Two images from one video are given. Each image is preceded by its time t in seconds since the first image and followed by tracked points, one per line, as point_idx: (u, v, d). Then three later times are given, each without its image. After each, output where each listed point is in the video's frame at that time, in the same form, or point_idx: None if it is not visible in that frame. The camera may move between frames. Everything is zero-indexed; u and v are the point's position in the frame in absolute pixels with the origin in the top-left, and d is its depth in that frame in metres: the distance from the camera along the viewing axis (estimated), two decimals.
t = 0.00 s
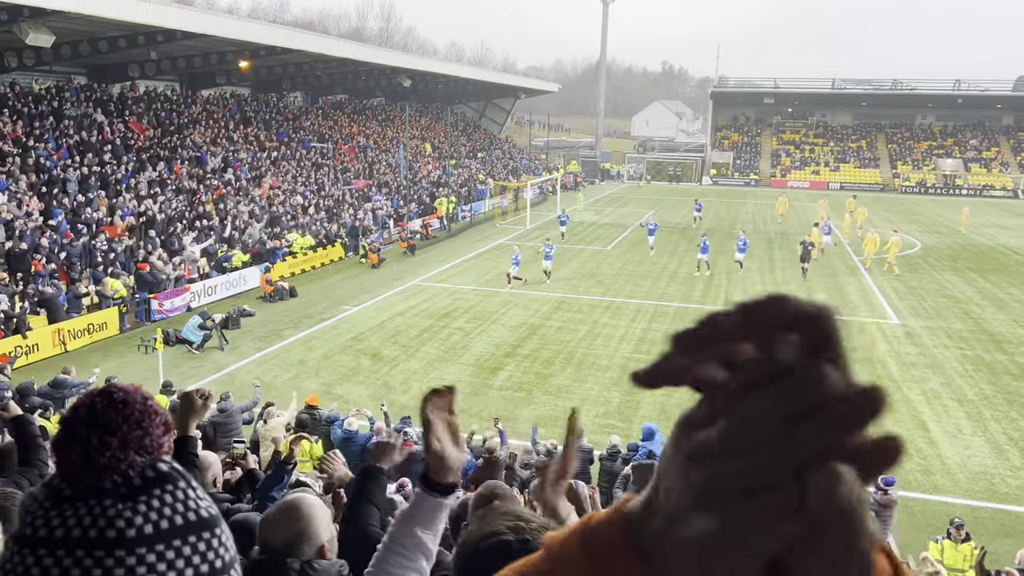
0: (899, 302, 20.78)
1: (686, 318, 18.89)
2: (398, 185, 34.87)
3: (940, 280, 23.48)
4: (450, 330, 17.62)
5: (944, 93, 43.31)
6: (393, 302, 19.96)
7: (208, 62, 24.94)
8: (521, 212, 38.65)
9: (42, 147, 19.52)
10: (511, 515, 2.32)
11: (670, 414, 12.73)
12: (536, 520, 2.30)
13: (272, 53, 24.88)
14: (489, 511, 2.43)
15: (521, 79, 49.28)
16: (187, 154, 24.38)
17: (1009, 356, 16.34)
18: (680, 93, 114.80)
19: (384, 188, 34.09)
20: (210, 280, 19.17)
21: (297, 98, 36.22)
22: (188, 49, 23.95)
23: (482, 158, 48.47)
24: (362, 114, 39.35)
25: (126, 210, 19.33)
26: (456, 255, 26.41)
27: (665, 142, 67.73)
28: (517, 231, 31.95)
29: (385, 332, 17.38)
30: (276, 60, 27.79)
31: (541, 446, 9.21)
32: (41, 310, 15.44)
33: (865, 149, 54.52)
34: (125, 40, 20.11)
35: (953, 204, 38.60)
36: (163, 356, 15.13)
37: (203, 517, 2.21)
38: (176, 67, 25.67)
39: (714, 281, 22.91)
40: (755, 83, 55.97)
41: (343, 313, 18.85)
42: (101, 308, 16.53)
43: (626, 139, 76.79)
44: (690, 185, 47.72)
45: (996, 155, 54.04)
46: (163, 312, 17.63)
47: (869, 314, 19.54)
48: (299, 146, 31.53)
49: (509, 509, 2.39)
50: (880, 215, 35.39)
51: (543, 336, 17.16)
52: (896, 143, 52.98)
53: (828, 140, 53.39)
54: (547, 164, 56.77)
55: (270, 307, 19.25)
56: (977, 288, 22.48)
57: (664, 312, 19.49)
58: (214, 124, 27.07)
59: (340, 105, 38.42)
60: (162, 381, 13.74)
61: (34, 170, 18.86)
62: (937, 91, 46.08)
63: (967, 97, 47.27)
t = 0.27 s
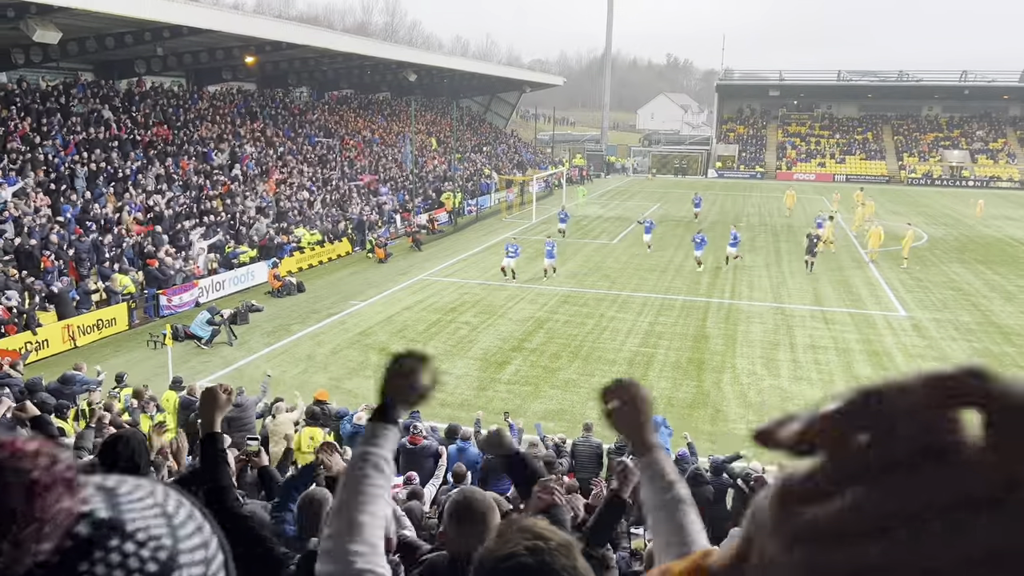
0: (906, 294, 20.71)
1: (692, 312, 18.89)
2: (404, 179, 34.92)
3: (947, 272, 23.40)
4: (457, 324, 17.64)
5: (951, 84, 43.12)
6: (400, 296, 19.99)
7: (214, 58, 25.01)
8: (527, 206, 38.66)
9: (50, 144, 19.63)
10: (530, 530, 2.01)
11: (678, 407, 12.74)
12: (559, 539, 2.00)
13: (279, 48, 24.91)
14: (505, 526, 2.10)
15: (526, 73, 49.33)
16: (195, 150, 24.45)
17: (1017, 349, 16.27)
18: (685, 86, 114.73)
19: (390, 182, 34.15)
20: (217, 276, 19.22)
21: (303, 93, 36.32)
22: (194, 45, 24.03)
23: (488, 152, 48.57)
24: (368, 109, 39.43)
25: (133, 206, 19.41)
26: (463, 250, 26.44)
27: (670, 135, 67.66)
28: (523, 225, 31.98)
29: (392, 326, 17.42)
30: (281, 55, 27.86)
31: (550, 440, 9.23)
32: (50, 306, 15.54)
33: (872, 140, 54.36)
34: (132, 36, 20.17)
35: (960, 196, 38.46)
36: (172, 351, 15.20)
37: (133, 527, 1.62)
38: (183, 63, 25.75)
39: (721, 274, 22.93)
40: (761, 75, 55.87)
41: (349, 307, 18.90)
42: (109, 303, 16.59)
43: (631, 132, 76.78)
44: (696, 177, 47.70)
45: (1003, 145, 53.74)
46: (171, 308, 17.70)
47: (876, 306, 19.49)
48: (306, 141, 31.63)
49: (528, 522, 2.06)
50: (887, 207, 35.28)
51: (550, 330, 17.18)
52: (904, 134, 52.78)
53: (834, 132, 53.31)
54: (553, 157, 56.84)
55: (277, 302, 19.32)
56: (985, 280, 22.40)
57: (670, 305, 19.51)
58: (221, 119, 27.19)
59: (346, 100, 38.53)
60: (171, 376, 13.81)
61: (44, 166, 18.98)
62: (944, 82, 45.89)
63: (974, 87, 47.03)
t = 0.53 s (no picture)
0: (911, 284, 20.64)
1: (696, 302, 18.85)
2: (407, 169, 34.84)
3: (952, 262, 23.32)
4: (461, 315, 17.63)
5: (956, 72, 42.89)
6: (404, 287, 19.98)
7: (217, 48, 24.96)
8: (530, 196, 38.58)
9: (53, 135, 19.60)
10: (543, 508, 1.99)
11: (683, 398, 12.72)
12: (575, 518, 1.97)
13: (281, 38, 24.83)
14: (517, 503, 2.08)
15: (529, 62, 49.18)
16: (198, 140, 24.41)
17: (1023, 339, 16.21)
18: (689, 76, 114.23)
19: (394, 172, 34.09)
20: (221, 266, 19.21)
21: (306, 83, 36.27)
22: (197, 34, 23.97)
23: (491, 142, 48.48)
24: (371, 99, 39.35)
25: (136, 197, 19.35)
26: (466, 240, 26.39)
27: (674, 124, 67.45)
28: (526, 215, 31.93)
29: (396, 317, 17.41)
30: (284, 45, 27.79)
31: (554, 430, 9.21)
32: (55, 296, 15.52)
33: (876, 130, 54.13)
34: (134, 26, 20.10)
35: (965, 185, 38.29)
36: (176, 342, 15.20)
37: None
38: (186, 52, 25.67)
39: (725, 265, 22.87)
40: (765, 64, 55.58)
41: (353, 298, 18.88)
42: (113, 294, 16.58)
43: (635, 122, 76.59)
44: (699, 167, 47.59)
45: (1009, 134, 53.46)
46: (175, 298, 17.69)
47: (881, 296, 19.43)
48: (309, 131, 31.56)
49: (540, 500, 2.04)
50: (891, 197, 35.15)
51: (554, 321, 17.16)
52: (908, 124, 52.51)
53: (838, 122, 53.11)
54: (556, 147, 56.70)
55: (281, 293, 19.31)
56: (990, 270, 22.32)
57: (674, 295, 19.48)
58: (224, 109, 27.14)
59: (349, 90, 38.46)
60: (176, 367, 13.81)
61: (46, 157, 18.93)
62: (949, 71, 45.63)
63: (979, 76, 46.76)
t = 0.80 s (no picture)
0: (916, 276, 20.57)
1: (701, 294, 18.82)
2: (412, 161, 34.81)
3: (958, 254, 23.22)
4: (465, 306, 17.63)
5: (963, 64, 42.62)
6: (408, 278, 19.98)
7: (221, 38, 24.94)
8: (535, 187, 38.52)
9: (57, 125, 19.61)
10: (551, 475, 1.98)
11: (687, 390, 12.72)
12: (581, 484, 1.98)
13: (285, 28, 24.79)
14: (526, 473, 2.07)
15: (533, 53, 49.05)
16: (202, 131, 24.42)
17: None
18: (694, 66, 113.79)
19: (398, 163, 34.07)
20: (226, 257, 19.23)
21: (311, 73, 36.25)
22: (201, 25, 23.94)
23: (495, 133, 48.42)
24: (375, 90, 39.30)
25: (141, 187, 19.37)
26: (470, 232, 26.38)
27: (678, 115, 67.23)
28: (530, 206, 31.90)
29: (401, 308, 17.42)
30: (289, 36, 27.74)
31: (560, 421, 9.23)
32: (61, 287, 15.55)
33: (882, 121, 53.88)
34: (138, 16, 20.06)
35: (971, 177, 38.09)
36: (182, 332, 15.24)
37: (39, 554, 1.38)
38: (190, 43, 25.67)
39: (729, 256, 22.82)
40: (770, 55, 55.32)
41: (358, 289, 18.89)
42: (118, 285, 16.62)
43: (639, 113, 76.38)
44: (704, 158, 47.48)
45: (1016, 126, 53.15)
46: (180, 289, 17.72)
47: (886, 288, 19.37)
48: (313, 122, 31.55)
49: (549, 470, 2.04)
50: (897, 188, 35.00)
51: (558, 313, 17.16)
52: (914, 115, 52.24)
53: (844, 113, 52.86)
54: (560, 138, 56.62)
55: (286, 284, 19.33)
56: (996, 262, 22.22)
57: (679, 287, 19.45)
58: (228, 100, 27.13)
59: (353, 81, 38.42)
60: (181, 357, 13.85)
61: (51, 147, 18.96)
62: (956, 62, 45.36)
63: (986, 68, 46.48)
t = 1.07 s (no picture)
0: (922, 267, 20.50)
1: (706, 284, 18.80)
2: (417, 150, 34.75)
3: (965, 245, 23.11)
4: (470, 296, 17.65)
5: (972, 53, 42.25)
6: (413, 268, 20.00)
7: (226, 27, 24.89)
8: (540, 177, 38.42)
9: (62, 114, 19.63)
10: (546, 446, 2.00)
11: (691, 380, 12.73)
12: (574, 454, 1.99)
13: (290, 17, 24.72)
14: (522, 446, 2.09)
15: (538, 42, 48.79)
16: (207, 120, 24.42)
17: None
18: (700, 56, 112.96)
19: (403, 153, 33.99)
20: (232, 246, 19.27)
21: (315, 62, 36.17)
22: (206, 13, 23.90)
23: (500, 123, 48.25)
24: (380, 79, 39.17)
25: (147, 177, 19.42)
26: (475, 222, 26.35)
27: (684, 105, 66.84)
28: (535, 196, 31.84)
29: (406, 298, 17.45)
30: (293, 24, 27.65)
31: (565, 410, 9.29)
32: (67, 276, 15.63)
33: (889, 111, 53.51)
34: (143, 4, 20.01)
35: (979, 168, 37.82)
36: (187, 321, 15.31)
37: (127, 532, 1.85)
38: (195, 32, 25.64)
39: (734, 247, 22.76)
40: (777, 44, 54.89)
41: (363, 279, 18.92)
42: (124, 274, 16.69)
43: (645, 102, 75.98)
44: (710, 148, 47.25)
45: None
46: (186, 278, 17.77)
47: (892, 279, 19.31)
48: (318, 111, 31.49)
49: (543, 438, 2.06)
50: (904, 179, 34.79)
51: (563, 303, 17.17)
52: (921, 105, 51.87)
53: (851, 102, 52.51)
54: (565, 128, 56.45)
55: (291, 273, 19.38)
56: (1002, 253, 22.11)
57: (683, 278, 19.42)
58: (233, 89, 27.10)
59: (358, 70, 38.30)
60: (187, 346, 13.92)
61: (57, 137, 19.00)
62: (964, 51, 44.96)
63: (995, 57, 46.06)
